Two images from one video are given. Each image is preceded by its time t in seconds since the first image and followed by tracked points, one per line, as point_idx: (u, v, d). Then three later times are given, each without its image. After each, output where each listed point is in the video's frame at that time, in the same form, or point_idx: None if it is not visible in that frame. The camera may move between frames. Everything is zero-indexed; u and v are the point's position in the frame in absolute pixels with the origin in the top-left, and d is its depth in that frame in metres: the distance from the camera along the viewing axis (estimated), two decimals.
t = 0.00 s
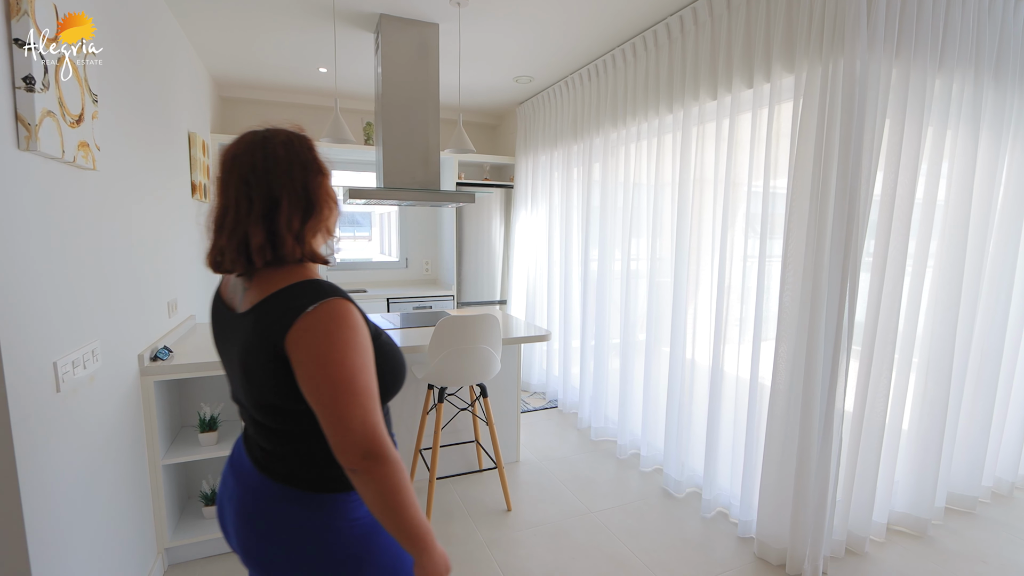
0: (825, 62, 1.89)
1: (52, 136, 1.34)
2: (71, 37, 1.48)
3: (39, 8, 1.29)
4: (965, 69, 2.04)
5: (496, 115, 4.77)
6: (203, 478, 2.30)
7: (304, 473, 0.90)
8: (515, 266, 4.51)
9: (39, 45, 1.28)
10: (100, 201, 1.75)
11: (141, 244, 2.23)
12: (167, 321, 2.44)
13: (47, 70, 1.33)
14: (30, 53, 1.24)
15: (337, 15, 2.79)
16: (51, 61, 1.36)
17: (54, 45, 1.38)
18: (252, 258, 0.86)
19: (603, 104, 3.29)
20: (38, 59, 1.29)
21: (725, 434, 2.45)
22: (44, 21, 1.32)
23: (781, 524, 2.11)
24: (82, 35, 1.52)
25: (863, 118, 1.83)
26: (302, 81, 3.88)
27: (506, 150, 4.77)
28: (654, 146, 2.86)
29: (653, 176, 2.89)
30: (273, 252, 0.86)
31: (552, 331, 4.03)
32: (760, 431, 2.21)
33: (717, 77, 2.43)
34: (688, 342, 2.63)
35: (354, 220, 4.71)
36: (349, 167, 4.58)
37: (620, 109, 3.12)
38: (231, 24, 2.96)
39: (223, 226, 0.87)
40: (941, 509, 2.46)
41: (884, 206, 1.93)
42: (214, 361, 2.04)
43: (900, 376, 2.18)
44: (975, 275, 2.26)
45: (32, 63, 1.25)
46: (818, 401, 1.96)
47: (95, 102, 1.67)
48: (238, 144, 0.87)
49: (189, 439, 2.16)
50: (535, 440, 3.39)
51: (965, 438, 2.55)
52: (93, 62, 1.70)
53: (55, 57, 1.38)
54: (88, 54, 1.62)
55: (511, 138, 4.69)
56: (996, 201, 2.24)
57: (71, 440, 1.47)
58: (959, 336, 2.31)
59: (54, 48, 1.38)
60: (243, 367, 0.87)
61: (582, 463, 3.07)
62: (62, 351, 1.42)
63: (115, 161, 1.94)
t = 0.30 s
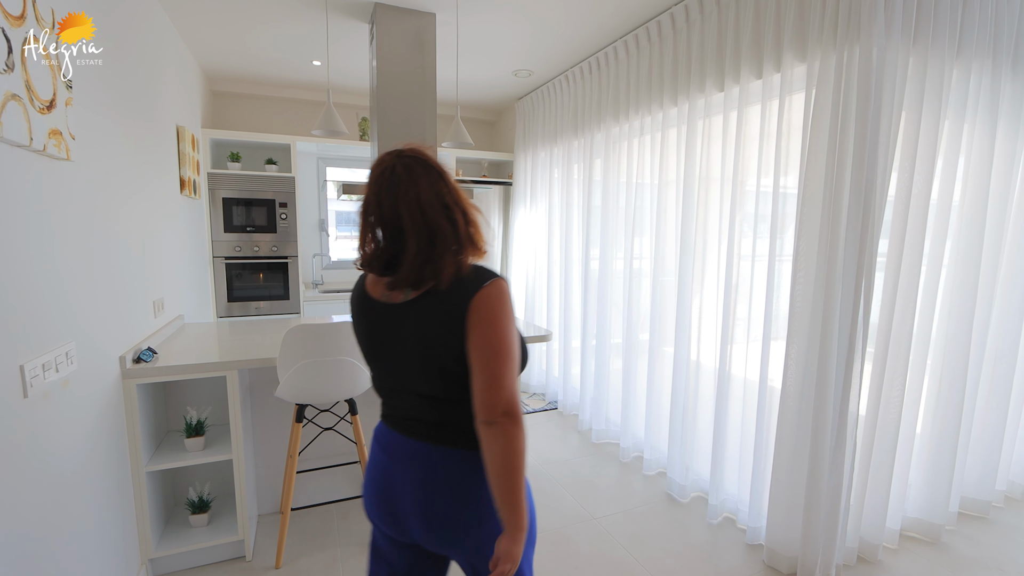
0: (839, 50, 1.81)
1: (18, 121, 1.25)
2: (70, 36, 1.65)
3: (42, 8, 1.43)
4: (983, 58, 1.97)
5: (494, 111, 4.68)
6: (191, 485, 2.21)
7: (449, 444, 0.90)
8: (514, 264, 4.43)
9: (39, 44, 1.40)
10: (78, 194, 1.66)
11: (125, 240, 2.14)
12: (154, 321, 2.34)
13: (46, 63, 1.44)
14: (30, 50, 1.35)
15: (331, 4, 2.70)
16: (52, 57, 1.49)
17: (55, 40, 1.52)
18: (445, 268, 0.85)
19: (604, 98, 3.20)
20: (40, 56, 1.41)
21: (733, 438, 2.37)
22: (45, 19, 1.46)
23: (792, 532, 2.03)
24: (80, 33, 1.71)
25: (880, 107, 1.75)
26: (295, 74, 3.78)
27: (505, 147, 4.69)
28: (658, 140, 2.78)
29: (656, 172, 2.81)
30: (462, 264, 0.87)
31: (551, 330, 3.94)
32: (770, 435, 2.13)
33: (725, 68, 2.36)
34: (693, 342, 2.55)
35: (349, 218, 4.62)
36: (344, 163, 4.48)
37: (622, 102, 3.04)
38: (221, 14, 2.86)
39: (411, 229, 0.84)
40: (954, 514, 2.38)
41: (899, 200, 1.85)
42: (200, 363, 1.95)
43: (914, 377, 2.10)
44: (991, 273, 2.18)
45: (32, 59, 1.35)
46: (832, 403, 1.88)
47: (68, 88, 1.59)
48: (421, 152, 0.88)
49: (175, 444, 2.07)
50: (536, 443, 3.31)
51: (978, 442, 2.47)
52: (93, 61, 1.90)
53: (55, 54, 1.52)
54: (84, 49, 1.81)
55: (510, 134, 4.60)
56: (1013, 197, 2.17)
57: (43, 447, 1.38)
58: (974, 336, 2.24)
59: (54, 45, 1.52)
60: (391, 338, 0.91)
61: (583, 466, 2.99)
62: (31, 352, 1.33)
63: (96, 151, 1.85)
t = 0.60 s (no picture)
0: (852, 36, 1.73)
1: None
2: (70, 35, 1.79)
3: (42, 13, 1.57)
4: (1001, 46, 1.89)
5: (491, 105, 4.59)
6: (174, 492, 2.12)
7: (568, 398, 1.14)
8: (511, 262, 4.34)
9: (38, 44, 1.54)
10: (49, 185, 1.56)
11: (106, 236, 2.04)
12: (136, 320, 2.25)
13: (44, 62, 1.58)
14: (30, 50, 1.47)
15: None
16: (52, 56, 1.64)
17: (56, 41, 1.67)
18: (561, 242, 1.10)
19: (604, 91, 3.11)
20: (39, 55, 1.54)
21: (739, 441, 2.28)
22: (46, 21, 1.60)
23: (801, 539, 1.95)
24: (80, 33, 1.84)
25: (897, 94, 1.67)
26: (286, 67, 3.68)
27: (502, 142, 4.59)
28: (661, 134, 2.69)
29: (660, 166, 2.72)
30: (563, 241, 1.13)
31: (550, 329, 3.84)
32: (778, 438, 2.05)
33: (731, 58, 2.27)
34: (698, 342, 2.46)
35: (345, 216, 4.55)
36: (338, 158, 4.38)
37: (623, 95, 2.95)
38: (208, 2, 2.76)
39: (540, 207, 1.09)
40: (967, 519, 2.30)
41: (916, 193, 1.76)
42: (182, 364, 1.85)
43: (928, 379, 2.02)
44: (1007, 271, 2.10)
45: (32, 58, 1.48)
46: (845, 404, 1.80)
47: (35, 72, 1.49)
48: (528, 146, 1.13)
49: (156, 450, 1.98)
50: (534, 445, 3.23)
51: (991, 445, 2.40)
52: (94, 60, 2.03)
53: (55, 54, 1.67)
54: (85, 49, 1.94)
55: (507, 130, 4.51)
56: None
57: (7, 456, 1.29)
58: (989, 336, 2.15)
59: (55, 45, 1.66)
60: (521, 312, 1.06)
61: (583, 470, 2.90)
62: None
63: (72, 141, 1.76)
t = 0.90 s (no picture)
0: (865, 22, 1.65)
1: None
2: (71, 36, 1.91)
3: (42, 14, 1.71)
4: (1018, 34, 1.81)
5: (488, 100, 4.50)
6: (158, 499, 2.03)
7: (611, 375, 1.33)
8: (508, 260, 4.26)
9: (38, 44, 1.68)
10: (19, 176, 1.47)
11: (85, 232, 1.95)
12: (117, 319, 2.15)
13: (44, 61, 1.71)
14: (30, 49, 1.62)
15: None
16: (52, 56, 1.77)
17: (56, 41, 1.80)
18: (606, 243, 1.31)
19: (604, 84, 3.04)
20: (39, 54, 1.68)
21: (745, 444, 2.20)
22: (46, 22, 1.74)
23: (810, 546, 1.88)
24: (80, 33, 1.96)
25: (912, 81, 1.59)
26: (278, 59, 3.58)
27: (499, 138, 4.50)
28: (662, 127, 2.62)
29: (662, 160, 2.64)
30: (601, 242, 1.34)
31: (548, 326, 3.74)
32: (786, 440, 1.98)
33: (736, 48, 2.20)
34: (701, 341, 2.39)
35: (341, 215, 4.46)
36: (331, 154, 4.28)
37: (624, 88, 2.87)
38: None
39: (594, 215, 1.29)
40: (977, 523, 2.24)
41: (931, 185, 1.69)
42: (163, 365, 1.77)
43: (941, 380, 1.94)
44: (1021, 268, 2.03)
45: (32, 58, 1.63)
46: (857, 404, 1.73)
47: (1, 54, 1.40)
48: (575, 162, 1.31)
49: (138, 455, 1.89)
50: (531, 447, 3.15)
51: (1002, 447, 2.33)
52: (94, 60, 2.14)
53: (56, 54, 1.80)
54: (86, 49, 2.06)
55: (504, 125, 4.42)
56: None
57: None
58: (1002, 336, 2.08)
59: (55, 45, 1.79)
60: (589, 304, 1.24)
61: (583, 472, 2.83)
62: None
63: (45, 130, 1.66)
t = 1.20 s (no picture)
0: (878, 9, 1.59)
1: None
2: (71, 36, 1.98)
3: (42, 16, 1.74)
4: None
5: (485, 96, 4.43)
6: (143, 504, 1.95)
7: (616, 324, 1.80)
8: (505, 257, 4.20)
9: (38, 44, 1.71)
10: None
11: (67, 227, 1.87)
12: (100, 318, 2.07)
13: (44, 61, 1.75)
14: (30, 50, 1.66)
15: None
16: (52, 55, 1.82)
17: (55, 41, 1.85)
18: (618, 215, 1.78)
19: (603, 77, 2.97)
20: (39, 54, 1.72)
21: (749, 446, 2.15)
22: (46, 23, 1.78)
23: (816, 550, 1.83)
24: (80, 33, 2.03)
25: (927, 71, 1.53)
26: (270, 52, 3.49)
27: (496, 134, 4.44)
28: (664, 121, 2.55)
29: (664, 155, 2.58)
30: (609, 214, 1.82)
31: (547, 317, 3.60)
32: (793, 441, 1.93)
33: (741, 38, 2.14)
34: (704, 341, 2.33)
35: (336, 213, 4.38)
36: (324, 150, 4.20)
37: (624, 81, 2.81)
38: None
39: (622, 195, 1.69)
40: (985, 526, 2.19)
41: (945, 178, 1.63)
42: (147, 366, 1.69)
43: (952, 380, 1.88)
44: None
45: (31, 58, 1.66)
46: (868, 405, 1.68)
47: None
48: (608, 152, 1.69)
49: (121, 459, 1.81)
50: (529, 448, 3.09)
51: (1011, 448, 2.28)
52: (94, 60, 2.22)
53: (55, 53, 1.84)
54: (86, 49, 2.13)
55: (501, 121, 4.35)
56: None
57: None
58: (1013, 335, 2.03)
59: (55, 45, 1.84)
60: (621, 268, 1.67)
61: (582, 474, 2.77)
62: None
63: (25, 120, 1.58)
